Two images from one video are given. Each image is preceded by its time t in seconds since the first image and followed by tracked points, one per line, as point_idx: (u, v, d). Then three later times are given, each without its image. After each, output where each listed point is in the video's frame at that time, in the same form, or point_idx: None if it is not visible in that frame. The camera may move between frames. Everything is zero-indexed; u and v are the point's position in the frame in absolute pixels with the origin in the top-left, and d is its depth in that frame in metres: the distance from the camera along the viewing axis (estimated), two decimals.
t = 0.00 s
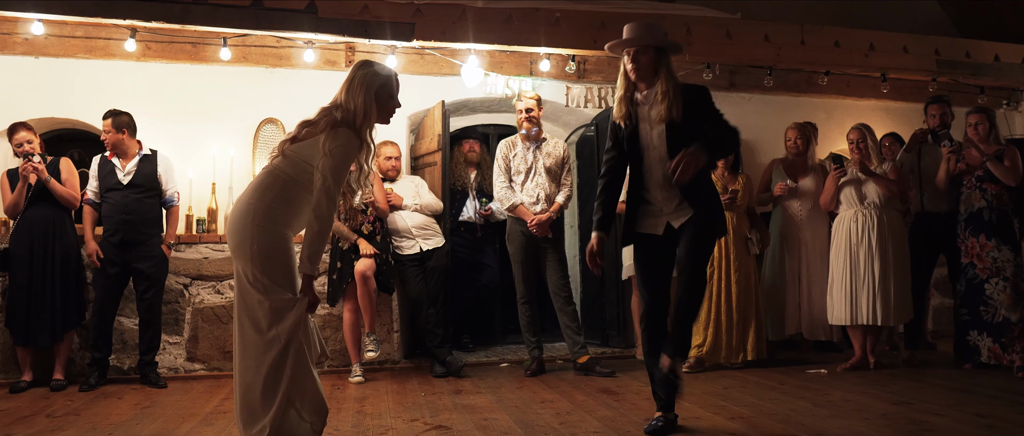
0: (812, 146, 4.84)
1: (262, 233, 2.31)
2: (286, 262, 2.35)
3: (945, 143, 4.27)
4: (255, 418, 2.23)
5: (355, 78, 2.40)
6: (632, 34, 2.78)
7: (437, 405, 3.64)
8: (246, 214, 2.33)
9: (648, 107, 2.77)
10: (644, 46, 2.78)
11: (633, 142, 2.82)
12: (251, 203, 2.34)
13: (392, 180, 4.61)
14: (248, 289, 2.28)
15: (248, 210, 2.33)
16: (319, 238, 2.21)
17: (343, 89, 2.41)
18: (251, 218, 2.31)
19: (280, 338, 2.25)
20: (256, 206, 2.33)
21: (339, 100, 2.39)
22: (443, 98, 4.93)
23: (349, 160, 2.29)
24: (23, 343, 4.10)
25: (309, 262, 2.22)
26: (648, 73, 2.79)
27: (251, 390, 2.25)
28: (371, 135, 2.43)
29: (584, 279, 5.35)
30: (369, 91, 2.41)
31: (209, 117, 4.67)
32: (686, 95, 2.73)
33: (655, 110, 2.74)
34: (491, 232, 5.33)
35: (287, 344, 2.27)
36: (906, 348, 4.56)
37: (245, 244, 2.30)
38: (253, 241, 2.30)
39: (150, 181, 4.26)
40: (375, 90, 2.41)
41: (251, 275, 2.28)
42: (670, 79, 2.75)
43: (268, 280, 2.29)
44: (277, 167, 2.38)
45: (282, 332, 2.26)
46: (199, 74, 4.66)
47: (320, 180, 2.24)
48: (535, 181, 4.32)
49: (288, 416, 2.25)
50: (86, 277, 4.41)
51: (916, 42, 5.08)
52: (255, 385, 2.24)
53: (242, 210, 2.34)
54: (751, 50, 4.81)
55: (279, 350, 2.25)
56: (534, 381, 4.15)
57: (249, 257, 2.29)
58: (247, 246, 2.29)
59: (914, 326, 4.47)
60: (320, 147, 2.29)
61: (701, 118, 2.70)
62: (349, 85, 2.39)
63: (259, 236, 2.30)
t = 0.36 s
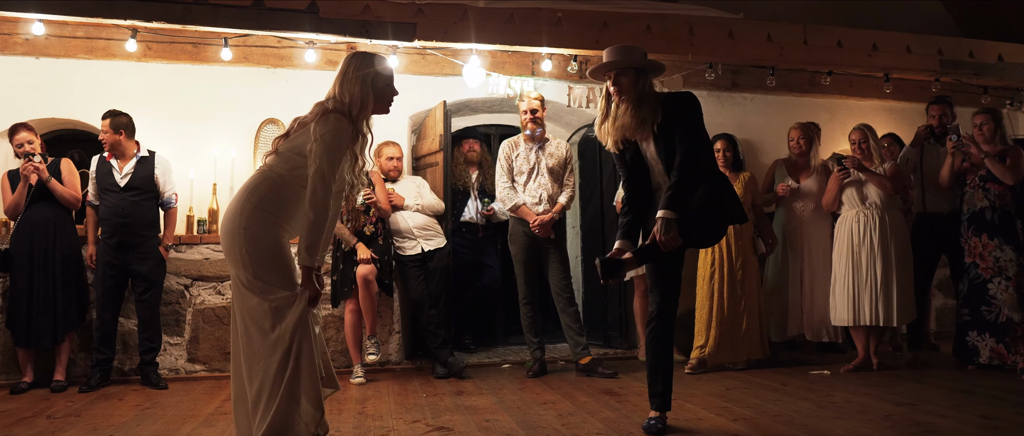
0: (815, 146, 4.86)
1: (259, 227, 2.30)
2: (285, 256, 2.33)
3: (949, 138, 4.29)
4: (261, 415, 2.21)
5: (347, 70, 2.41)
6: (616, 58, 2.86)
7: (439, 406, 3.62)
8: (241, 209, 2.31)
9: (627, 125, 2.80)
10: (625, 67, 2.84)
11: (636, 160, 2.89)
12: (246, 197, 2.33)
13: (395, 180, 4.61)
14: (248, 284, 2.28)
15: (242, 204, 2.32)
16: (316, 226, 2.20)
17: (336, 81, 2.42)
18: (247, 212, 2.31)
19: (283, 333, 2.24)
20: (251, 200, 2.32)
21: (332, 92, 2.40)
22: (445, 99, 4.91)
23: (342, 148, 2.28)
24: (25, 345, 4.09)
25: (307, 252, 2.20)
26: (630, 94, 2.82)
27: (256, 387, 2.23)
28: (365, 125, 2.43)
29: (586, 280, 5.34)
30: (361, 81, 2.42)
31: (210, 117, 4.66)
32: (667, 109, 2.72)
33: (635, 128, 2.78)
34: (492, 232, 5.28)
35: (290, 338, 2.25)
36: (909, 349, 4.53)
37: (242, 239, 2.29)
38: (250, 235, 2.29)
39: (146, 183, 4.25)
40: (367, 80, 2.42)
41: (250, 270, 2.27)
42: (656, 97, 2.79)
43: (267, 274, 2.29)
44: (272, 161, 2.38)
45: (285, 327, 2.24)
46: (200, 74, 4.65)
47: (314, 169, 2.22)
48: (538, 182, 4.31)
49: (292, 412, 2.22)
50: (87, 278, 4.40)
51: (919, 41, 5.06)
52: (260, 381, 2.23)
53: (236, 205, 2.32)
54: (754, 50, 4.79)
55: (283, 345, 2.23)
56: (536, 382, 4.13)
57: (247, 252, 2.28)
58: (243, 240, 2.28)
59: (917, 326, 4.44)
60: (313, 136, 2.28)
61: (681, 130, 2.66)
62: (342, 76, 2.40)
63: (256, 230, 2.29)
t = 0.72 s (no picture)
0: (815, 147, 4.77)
1: (261, 227, 2.28)
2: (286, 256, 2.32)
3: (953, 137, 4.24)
4: (261, 415, 2.21)
5: (350, 68, 2.39)
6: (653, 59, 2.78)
7: (439, 407, 3.61)
8: (242, 208, 2.29)
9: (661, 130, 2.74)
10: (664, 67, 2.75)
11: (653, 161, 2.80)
12: (248, 196, 2.30)
13: (396, 180, 4.60)
14: (249, 283, 2.26)
15: (244, 203, 2.30)
16: (320, 226, 2.19)
17: (339, 81, 2.40)
18: (249, 212, 2.28)
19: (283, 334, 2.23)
20: (253, 199, 2.30)
21: (336, 92, 2.37)
22: (446, 99, 4.90)
23: (348, 146, 2.27)
24: (25, 346, 4.08)
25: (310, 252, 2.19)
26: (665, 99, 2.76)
27: (255, 389, 2.23)
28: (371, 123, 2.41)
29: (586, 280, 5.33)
30: (364, 80, 2.40)
31: (210, 117, 4.65)
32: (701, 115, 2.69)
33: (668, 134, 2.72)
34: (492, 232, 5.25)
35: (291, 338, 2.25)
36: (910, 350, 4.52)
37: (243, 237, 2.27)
38: (252, 235, 2.27)
39: (135, 182, 4.23)
40: (370, 79, 2.40)
41: (251, 270, 2.25)
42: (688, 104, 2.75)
43: (269, 275, 2.27)
44: (275, 161, 2.36)
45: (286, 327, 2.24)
46: (200, 74, 4.64)
47: (320, 167, 2.21)
48: (540, 182, 4.30)
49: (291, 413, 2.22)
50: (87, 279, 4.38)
51: (921, 42, 5.05)
52: (260, 382, 2.22)
53: (238, 204, 2.30)
54: (755, 50, 4.78)
55: (281, 346, 2.23)
56: (537, 383, 4.12)
57: (248, 252, 2.26)
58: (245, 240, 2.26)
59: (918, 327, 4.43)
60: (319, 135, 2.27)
61: (716, 137, 2.64)
62: (346, 76, 2.38)
63: (258, 230, 2.28)
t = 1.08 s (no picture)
0: (815, 146, 4.70)
1: (258, 229, 2.28)
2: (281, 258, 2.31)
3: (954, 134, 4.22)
4: (253, 416, 2.21)
5: (353, 76, 2.39)
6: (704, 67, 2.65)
7: (437, 407, 3.59)
8: (240, 209, 2.29)
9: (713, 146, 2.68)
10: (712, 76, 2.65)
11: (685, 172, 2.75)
12: (246, 197, 2.30)
13: (394, 179, 4.58)
14: (243, 283, 2.25)
15: (243, 204, 2.29)
16: (317, 230, 2.18)
17: (341, 89, 2.39)
18: (247, 213, 2.28)
19: (274, 334, 2.23)
20: (251, 200, 2.30)
21: (339, 99, 2.37)
22: (445, 98, 4.89)
23: (350, 154, 2.26)
24: (22, 345, 4.07)
25: (306, 254, 2.19)
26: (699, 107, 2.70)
27: (246, 388, 2.22)
28: (375, 132, 2.41)
29: (585, 279, 5.31)
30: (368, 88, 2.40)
31: (209, 116, 4.63)
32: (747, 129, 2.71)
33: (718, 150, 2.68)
34: (491, 231, 5.24)
35: (282, 338, 2.24)
36: (909, 349, 4.50)
37: (240, 239, 2.26)
38: (248, 236, 2.26)
39: (138, 180, 4.22)
40: (374, 87, 2.40)
41: (246, 271, 2.24)
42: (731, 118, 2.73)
43: (265, 275, 2.26)
44: (276, 164, 2.37)
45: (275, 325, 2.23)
46: (199, 72, 4.62)
47: (321, 173, 2.20)
48: (539, 181, 4.28)
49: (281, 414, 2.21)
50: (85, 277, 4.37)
51: (922, 41, 5.04)
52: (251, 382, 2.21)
53: (235, 205, 2.30)
54: (756, 49, 4.76)
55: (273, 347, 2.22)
56: (536, 383, 4.10)
57: (244, 254, 2.25)
58: (242, 241, 2.26)
59: (918, 326, 4.41)
60: (322, 142, 2.26)
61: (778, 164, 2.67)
62: (349, 83, 2.38)
63: (255, 231, 2.27)
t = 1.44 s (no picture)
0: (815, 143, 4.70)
1: (253, 227, 2.27)
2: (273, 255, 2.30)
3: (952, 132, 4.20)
4: (242, 416, 2.20)
5: (355, 85, 2.41)
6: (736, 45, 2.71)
7: (434, 404, 3.58)
8: (237, 207, 2.29)
9: (759, 115, 2.60)
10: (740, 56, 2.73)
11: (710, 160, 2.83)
12: (243, 196, 2.30)
13: (392, 176, 4.56)
14: (235, 280, 2.25)
15: (239, 202, 2.29)
16: (312, 231, 2.17)
17: (342, 98, 2.40)
18: (243, 211, 2.28)
19: (261, 331, 2.22)
20: (248, 199, 2.30)
21: (341, 107, 2.39)
22: (443, 94, 4.88)
23: (351, 160, 2.26)
24: (16, 341, 4.05)
25: (299, 253, 2.18)
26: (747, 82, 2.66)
27: (236, 387, 2.22)
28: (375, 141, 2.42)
29: (584, 276, 5.29)
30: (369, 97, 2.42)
31: (205, 112, 4.61)
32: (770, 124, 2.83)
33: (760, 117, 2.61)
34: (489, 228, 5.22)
35: (269, 336, 2.22)
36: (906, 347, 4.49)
37: (233, 237, 2.26)
38: (243, 234, 2.26)
39: (149, 176, 4.23)
40: (374, 96, 2.41)
41: (240, 271, 2.24)
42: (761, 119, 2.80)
43: (257, 273, 2.25)
44: (275, 165, 2.37)
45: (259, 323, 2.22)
46: (195, 69, 4.60)
47: (319, 176, 2.20)
48: (536, 177, 4.27)
49: (268, 412, 2.19)
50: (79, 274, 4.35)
51: (921, 38, 5.03)
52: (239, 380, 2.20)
53: (231, 203, 2.30)
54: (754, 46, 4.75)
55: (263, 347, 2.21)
56: (533, 380, 4.09)
57: (239, 253, 2.25)
58: (237, 239, 2.25)
59: (915, 323, 4.40)
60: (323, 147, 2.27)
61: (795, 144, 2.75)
62: (352, 92, 2.40)
63: (250, 229, 2.27)
